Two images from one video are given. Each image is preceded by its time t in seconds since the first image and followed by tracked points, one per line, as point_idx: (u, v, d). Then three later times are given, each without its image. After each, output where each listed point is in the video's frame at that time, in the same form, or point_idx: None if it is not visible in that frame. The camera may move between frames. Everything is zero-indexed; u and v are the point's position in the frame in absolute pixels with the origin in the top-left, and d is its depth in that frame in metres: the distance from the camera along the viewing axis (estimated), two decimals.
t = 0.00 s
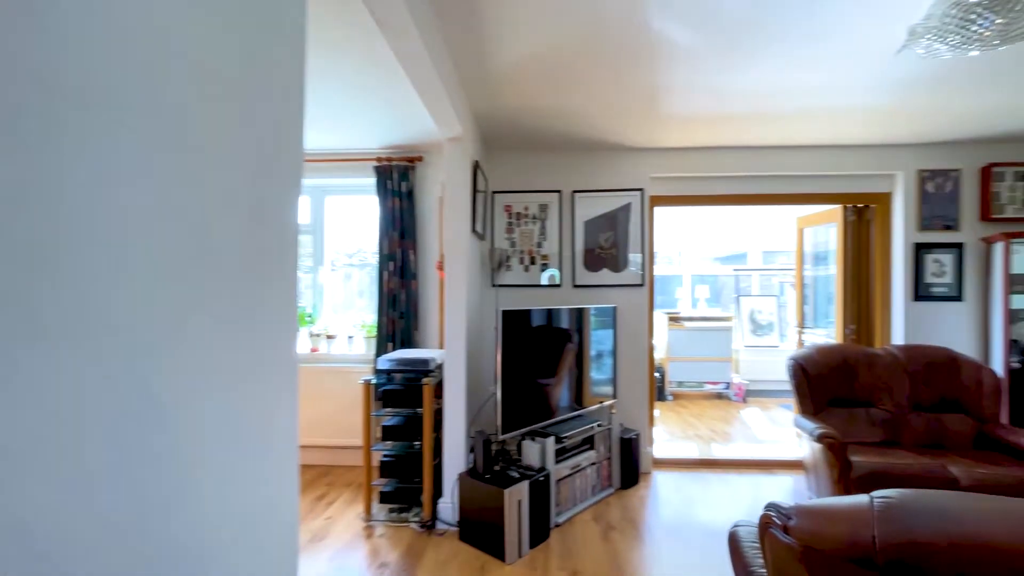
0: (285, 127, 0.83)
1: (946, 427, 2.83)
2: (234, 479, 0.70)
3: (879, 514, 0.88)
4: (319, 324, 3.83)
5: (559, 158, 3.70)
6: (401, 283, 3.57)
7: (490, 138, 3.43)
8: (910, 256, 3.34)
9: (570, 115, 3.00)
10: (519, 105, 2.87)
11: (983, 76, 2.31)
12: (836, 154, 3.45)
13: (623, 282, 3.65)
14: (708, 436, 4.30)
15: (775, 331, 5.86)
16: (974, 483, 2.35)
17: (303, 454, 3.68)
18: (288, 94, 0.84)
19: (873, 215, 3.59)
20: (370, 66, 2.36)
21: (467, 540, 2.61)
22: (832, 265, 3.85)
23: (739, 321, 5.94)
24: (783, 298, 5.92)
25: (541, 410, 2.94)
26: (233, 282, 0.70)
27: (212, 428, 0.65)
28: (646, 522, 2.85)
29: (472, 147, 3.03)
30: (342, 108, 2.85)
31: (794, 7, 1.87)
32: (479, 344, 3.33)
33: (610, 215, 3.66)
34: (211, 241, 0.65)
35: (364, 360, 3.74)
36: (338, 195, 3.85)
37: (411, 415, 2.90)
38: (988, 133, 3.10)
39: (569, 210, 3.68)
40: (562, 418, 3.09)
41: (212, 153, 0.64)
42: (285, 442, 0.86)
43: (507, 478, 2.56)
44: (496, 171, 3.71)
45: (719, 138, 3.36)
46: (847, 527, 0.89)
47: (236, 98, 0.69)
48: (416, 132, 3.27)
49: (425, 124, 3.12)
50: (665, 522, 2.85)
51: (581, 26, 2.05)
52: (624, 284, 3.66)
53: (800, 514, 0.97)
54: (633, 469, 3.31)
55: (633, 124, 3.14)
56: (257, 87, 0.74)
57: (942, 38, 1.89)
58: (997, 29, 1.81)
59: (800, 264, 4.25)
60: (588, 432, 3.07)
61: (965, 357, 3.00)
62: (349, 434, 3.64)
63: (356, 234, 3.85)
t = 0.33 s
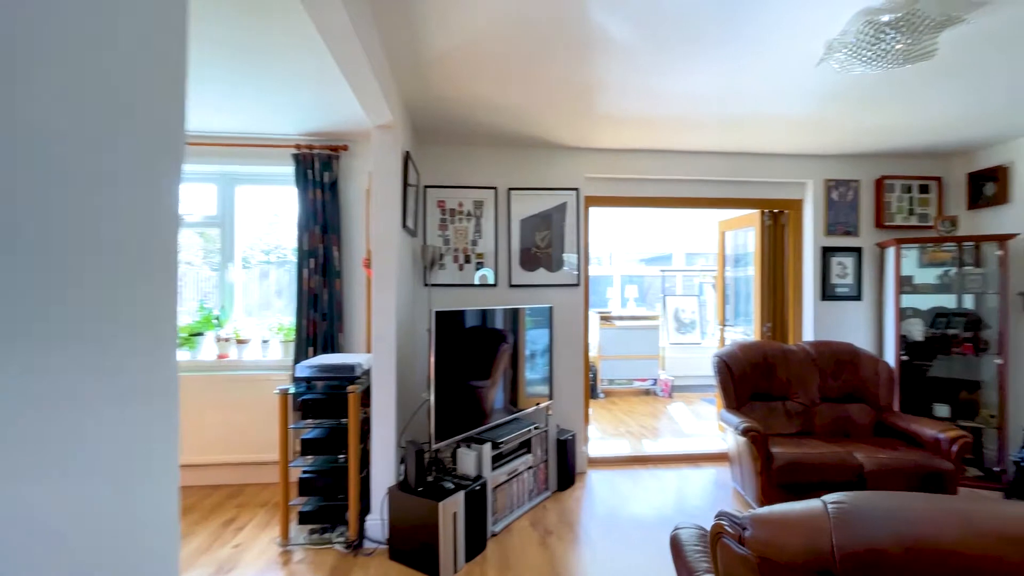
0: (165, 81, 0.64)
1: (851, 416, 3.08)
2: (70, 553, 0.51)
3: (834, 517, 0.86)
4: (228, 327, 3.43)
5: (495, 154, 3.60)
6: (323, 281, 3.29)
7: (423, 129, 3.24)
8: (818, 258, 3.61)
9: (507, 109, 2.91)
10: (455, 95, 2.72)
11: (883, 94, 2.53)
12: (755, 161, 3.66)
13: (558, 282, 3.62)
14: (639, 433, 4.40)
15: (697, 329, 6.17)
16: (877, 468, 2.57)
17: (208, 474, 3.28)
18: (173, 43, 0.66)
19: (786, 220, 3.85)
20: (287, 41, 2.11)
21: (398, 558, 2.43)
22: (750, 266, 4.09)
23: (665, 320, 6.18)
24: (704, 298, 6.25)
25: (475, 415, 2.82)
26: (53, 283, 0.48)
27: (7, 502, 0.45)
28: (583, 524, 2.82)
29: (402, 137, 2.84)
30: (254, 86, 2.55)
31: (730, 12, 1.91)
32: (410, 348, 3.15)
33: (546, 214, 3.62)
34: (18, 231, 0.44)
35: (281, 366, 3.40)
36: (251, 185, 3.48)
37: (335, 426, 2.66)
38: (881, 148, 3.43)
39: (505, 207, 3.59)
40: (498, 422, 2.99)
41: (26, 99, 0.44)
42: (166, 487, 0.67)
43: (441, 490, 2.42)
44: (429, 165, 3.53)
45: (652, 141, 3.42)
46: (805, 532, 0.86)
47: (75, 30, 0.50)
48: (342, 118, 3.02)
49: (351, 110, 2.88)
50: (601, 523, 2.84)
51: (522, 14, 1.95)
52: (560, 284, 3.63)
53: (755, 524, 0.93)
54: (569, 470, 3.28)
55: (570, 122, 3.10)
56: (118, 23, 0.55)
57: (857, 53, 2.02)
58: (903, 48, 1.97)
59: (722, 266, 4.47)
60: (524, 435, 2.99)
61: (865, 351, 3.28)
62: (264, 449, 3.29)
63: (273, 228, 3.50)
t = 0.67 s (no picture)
0: None
1: (782, 411, 3.24)
2: None
3: (802, 527, 0.84)
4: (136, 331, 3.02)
5: (440, 149, 3.46)
6: (250, 281, 3.00)
7: (362, 119, 3.05)
8: (751, 260, 3.79)
9: (454, 101, 2.78)
10: (398, 84, 2.57)
11: (815, 105, 2.67)
12: (696, 166, 3.78)
13: (505, 283, 3.55)
14: (583, 432, 4.42)
15: (638, 329, 6.33)
16: (808, 460, 2.71)
17: (112, 498, 2.89)
18: None
19: (723, 223, 4.01)
20: (205, 11, 1.87)
21: None
22: (689, 268, 4.23)
23: (607, 320, 6.29)
24: (644, 298, 6.43)
25: (418, 422, 2.67)
26: None
27: None
28: (531, 530, 2.76)
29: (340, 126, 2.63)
30: (167, 61, 2.26)
31: (679, 16, 1.92)
32: (348, 353, 2.95)
33: (493, 213, 3.53)
34: None
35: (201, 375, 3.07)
36: (164, 173, 3.11)
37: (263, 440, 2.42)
38: (807, 158, 3.65)
39: (450, 205, 3.46)
40: (443, 428, 2.86)
41: None
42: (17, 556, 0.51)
43: (383, 505, 2.26)
44: (370, 158, 3.33)
45: (599, 142, 3.43)
46: (775, 544, 0.83)
47: None
48: (271, 104, 2.76)
49: (282, 94, 2.63)
50: (548, 528, 2.79)
51: None
52: (507, 284, 3.55)
53: (723, 537, 0.88)
54: (517, 475, 3.22)
55: (519, 119, 3.03)
56: None
57: (795, 63, 2.09)
58: (835, 61, 2.06)
59: (663, 267, 4.59)
60: (471, 441, 2.89)
61: (794, 349, 3.46)
62: (180, 467, 2.95)
63: (190, 221, 3.14)
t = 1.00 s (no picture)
0: None
1: (731, 408, 3.34)
2: None
3: (776, 534, 0.82)
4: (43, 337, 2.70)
5: (393, 143, 3.32)
6: (180, 280, 2.74)
7: (309, 109, 2.87)
8: (701, 262, 3.90)
9: (409, 93, 2.67)
10: (348, 72, 2.42)
11: (764, 111, 2.76)
12: (649, 169, 3.85)
13: (461, 283, 3.45)
14: (539, 433, 4.40)
15: (592, 329, 6.41)
16: (756, 454, 2.80)
17: (13, 526, 2.55)
18: None
19: (675, 226, 4.11)
20: None
21: None
22: (643, 269, 4.31)
23: (562, 320, 6.32)
24: (597, 298, 6.52)
25: (369, 429, 2.53)
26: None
27: None
28: (488, 537, 2.68)
29: (283, 114, 2.45)
30: (82, 33, 2.01)
31: (640, 15, 1.91)
32: (293, 357, 2.76)
33: (449, 211, 3.43)
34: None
35: (123, 384, 2.78)
36: (79, 160, 2.79)
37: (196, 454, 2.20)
38: (753, 164, 3.81)
39: (404, 202, 3.33)
40: (397, 434, 2.74)
41: None
42: None
43: (331, 520, 2.12)
44: (317, 150, 3.15)
45: (556, 141, 3.42)
46: (750, 553, 0.81)
47: None
48: (206, 87, 2.53)
49: (219, 77, 2.42)
50: (505, 533, 2.73)
51: None
52: (463, 285, 3.46)
53: (697, 547, 0.85)
54: (473, 481, 3.13)
55: (476, 114, 2.95)
56: None
57: (749, 69, 2.14)
58: (784, 69, 2.12)
59: (617, 268, 4.66)
60: (426, 448, 2.78)
61: (741, 348, 3.59)
62: (97, 487, 2.65)
63: (111, 214, 2.84)
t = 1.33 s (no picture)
0: None
1: (691, 406, 3.41)
2: None
3: (760, 541, 0.80)
4: None
5: (353, 137, 3.18)
6: (114, 279, 2.51)
7: (262, 97, 2.70)
8: (663, 263, 3.97)
9: (370, 85, 2.55)
10: (304, 60, 2.29)
11: (725, 116, 2.83)
12: (613, 170, 3.88)
13: (424, 283, 3.35)
14: (503, 435, 4.35)
15: (556, 329, 6.43)
16: (717, 451, 2.86)
17: None
18: None
19: (637, 227, 4.16)
20: None
21: None
22: (606, 269, 4.34)
23: (525, 320, 6.30)
24: (560, 299, 6.54)
25: (326, 437, 2.40)
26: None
27: None
28: (452, 544, 2.60)
29: (232, 102, 2.28)
30: None
31: (609, 13, 1.89)
32: (242, 362, 2.58)
33: (411, 208, 3.32)
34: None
35: (47, 394, 2.51)
36: None
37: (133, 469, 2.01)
38: (712, 167, 3.91)
39: (364, 198, 3.20)
40: (356, 440, 2.61)
41: None
42: None
43: (285, 536, 1.98)
44: (270, 141, 2.97)
45: (522, 140, 3.38)
46: (736, 560, 0.78)
47: None
48: (144, 69, 2.33)
49: (160, 58, 2.22)
50: (470, 539, 2.66)
51: None
52: (426, 285, 3.37)
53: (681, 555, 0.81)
54: (437, 487, 3.04)
55: (441, 109, 2.87)
56: None
57: (714, 73, 2.16)
58: (747, 74, 2.16)
59: (581, 268, 4.67)
60: (388, 454, 2.67)
61: (701, 347, 3.67)
62: (16, 508, 2.39)
63: (32, 206, 2.56)
